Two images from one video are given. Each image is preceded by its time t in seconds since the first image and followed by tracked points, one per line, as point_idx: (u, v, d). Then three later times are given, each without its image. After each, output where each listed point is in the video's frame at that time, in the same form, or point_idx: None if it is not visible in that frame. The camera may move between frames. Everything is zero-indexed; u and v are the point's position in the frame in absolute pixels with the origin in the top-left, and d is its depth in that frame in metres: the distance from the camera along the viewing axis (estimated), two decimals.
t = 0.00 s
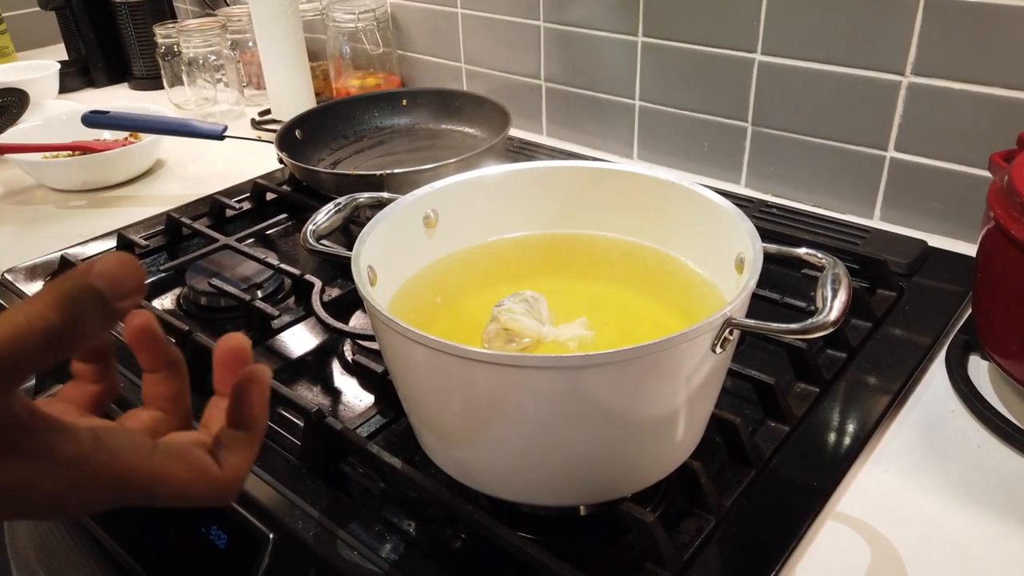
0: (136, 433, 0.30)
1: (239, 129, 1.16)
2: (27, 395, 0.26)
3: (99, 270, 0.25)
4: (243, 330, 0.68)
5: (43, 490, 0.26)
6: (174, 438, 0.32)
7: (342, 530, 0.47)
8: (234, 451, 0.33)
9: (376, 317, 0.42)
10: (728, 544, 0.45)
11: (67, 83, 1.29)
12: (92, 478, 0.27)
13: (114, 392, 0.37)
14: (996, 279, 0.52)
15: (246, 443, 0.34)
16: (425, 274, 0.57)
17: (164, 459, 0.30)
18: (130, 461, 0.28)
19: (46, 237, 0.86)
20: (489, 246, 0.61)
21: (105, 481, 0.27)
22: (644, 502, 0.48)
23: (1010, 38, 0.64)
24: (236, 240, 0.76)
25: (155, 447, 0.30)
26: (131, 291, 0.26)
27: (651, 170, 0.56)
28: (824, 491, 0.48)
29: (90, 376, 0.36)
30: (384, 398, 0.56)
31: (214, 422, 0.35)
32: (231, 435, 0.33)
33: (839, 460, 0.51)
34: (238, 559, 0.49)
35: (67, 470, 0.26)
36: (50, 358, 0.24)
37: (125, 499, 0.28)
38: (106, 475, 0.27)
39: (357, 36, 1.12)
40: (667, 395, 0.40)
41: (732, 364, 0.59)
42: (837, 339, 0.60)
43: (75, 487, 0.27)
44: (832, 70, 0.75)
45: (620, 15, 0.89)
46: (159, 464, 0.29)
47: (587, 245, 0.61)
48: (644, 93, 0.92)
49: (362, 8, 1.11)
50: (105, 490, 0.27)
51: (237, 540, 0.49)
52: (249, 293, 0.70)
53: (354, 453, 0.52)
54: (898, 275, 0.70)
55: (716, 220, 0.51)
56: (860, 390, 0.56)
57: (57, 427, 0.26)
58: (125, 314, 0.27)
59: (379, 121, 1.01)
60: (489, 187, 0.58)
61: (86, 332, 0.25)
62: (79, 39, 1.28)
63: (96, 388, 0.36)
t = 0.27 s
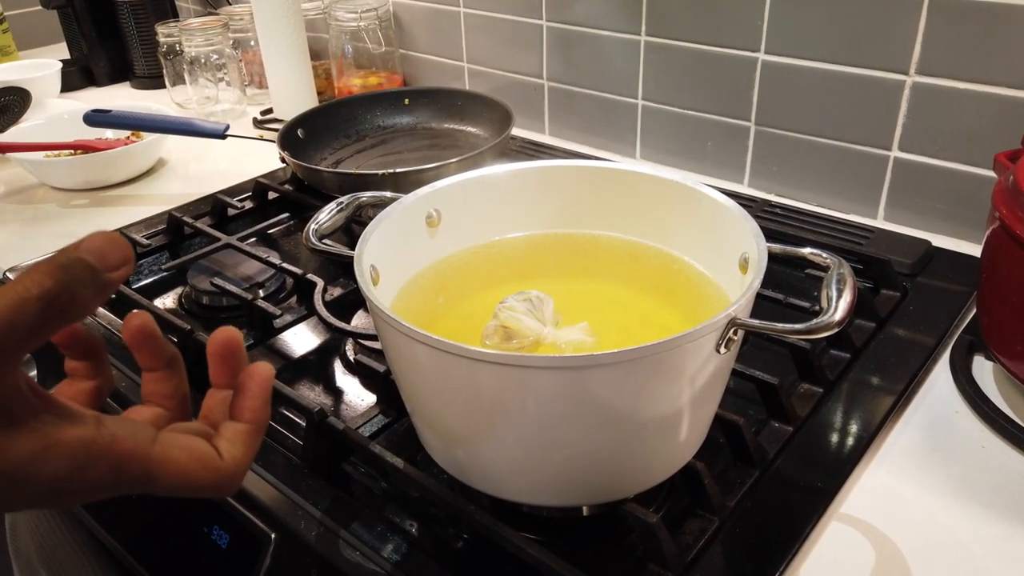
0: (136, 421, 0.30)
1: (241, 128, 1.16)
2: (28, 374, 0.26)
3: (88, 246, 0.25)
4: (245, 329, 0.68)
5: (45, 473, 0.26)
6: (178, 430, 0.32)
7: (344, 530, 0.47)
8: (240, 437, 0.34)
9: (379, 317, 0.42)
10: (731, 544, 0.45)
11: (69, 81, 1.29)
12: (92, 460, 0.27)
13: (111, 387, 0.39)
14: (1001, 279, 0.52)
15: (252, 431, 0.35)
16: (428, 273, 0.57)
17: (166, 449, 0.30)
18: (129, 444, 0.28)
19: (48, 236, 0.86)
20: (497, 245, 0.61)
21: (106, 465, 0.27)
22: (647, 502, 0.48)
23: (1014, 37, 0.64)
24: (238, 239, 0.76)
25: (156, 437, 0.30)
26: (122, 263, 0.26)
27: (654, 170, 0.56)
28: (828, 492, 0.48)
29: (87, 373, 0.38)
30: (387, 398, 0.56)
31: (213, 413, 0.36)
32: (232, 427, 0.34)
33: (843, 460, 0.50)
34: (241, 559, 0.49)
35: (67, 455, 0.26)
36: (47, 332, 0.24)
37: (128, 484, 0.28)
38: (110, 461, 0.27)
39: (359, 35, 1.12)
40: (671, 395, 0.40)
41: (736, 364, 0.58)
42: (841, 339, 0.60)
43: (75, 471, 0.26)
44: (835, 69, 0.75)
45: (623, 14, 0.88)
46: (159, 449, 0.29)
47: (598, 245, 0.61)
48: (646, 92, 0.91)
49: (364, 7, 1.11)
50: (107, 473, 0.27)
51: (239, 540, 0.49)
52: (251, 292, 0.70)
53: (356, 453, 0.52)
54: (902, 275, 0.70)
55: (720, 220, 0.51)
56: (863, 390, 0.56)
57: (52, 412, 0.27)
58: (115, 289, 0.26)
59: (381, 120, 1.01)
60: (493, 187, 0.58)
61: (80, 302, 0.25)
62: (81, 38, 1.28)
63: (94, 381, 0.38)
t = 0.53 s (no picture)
0: (145, 427, 0.30)
1: (242, 128, 1.16)
2: (37, 376, 0.26)
3: (100, 251, 0.25)
4: (247, 329, 0.68)
5: (51, 475, 0.26)
6: (186, 437, 0.33)
7: (345, 530, 0.47)
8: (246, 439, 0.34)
9: (380, 317, 0.42)
10: (732, 545, 0.45)
11: (72, 81, 1.29)
12: (98, 464, 0.27)
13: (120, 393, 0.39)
14: (1003, 280, 0.52)
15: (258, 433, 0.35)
16: (430, 274, 0.57)
17: (173, 454, 0.30)
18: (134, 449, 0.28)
19: (50, 236, 0.86)
20: (503, 245, 0.61)
21: (112, 470, 0.27)
22: (648, 503, 0.48)
23: (1016, 38, 0.64)
24: (240, 239, 0.76)
25: (163, 442, 0.30)
26: (132, 268, 0.26)
27: (656, 170, 0.56)
28: (829, 493, 0.48)
29: (96, 381, 0.38)
30: (388, 398, 0.56)
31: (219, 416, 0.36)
32: (239, 433, 0.34)
33: (845, 461, 0.50)
34: (242, 558, 0.48)
35: (75, 457, 0.26)
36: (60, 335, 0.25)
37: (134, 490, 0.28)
38: (115, 465, 0.27)
39: (360, 35, 1.12)
40: (673, 395, 0.40)
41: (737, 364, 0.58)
42: (843, 339, 0.60)
43: (81, 475, 0.26)
44: (837, 69, 0.75)
45: (624, 14, 0.88)
46: (166, 454, 0.29)
47: (603, 247, 0.61)
48: (648, 92, 0.91)
49: (366, 7, 1.11)
50: (113, 478, 0.27)
51: (241, 539, 0.49)
52: (253, 292, 0.70)
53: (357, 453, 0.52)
54: (904, 275, 0.70)
55: (721, 220, 0.51)
56: (865, 390, 0.56)
57: (57, 415, 0.27)
58: (125, 295, 0.26)
59: (382, 120, 1.01)
60: (495, 187, 0.58)
61: (92, 303, 0.25)
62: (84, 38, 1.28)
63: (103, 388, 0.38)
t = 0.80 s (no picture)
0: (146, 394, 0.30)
1: (243, 128, 1.16)
2: (26, 342, 0.27)
3: (88, 213, 0.27)
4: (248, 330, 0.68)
5: (44, 438, 0.26)
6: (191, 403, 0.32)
7: (345, 532, 0.47)
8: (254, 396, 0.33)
9: (380, 319, 0.41)
10: (733, 547, 0.45)
11: (73, 81, 1.29)
12: (90, 426, 0.27)
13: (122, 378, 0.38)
14: (1004, 283, 0.52)
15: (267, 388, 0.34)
16: (431, 275, 0.57)
17: (173, 419, 0.30)
18: (124, 410, 0.28)
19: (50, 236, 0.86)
20: (507, 246, 0.61)
21: (105, 433, 0.27)
22: (648, 505, 0.48)
23: (1018, 39, 0.64)
24: (240, 240, 0.76)
25: (162, 408, 0.30)
26: (122, 228, 0.28)
27: (657, 172, 0.56)
28: (829, 495, 0.48)
29: (98, 365, 0.38)
30: (388, 400, 0.56)
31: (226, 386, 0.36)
32: (245, 396, 0.33)
33: (846, 464, 0.50)
34: (242, 560, 0.48)
35: (65, 419, 0.26)
36: (46, 292, 0.26)
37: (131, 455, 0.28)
38: (107, 429, 0.27)
39: (362, 35, 1.12)
40: (673, 397, 0.39)
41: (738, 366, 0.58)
42: (844, 341, 0.60)
43: (78, 438, 0.27)
44: (839, 70, 0.75)
45: (625, 15, 0.88)
46: (166, 419, 0.29)
47: (611, 248, 0.60)
48: (650, 92, 0.91)
49: (367, 7, 1.11)
50: (108, 442, 0.27)
51: (241, 541, 0.49)
52: (253, 293, 0.70)
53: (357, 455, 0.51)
54: (906, 277, 0.69)
55: (723, 222, 0.51)
56: (866, 393, 0.56)
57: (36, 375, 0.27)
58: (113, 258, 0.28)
59: (384, 121, 1.01)
60: (495, 188, 0.58)
61: (83, 260, 0.26)
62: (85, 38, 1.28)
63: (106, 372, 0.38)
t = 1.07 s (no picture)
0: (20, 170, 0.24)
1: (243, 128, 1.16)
2: None
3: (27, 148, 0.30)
4: (247, 330, 0.68)
5: None
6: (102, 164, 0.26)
7: (344, 532, 0.47)
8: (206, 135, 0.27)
9: (378, 319, 0.41)
10: (731, 548, 0.45)
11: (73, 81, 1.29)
12: None
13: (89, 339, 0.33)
14: (1003, 283, 0.52)
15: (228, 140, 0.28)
16: (429, 275, 0.57)
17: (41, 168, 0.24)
18: (18, 169, 0.23)
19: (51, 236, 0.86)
20: (506, 247, 0.61)
21: None
22: (646, 506, 0.48)
23: (1017, 39, 0.64)
24: (240, 240, 0.76)
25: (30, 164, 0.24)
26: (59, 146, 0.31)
27: (656, 172, 0.56)
28: (828, 496, 0.48)
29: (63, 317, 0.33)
30: (387, 399, 0.56)
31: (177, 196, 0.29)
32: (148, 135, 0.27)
33: (844, 464, 0.50)
34: (241, 560, 0.48)
35: None
36: None
37: None
38: None
39: (362, 34, 1.13)
40: (671, 398, 0.40)
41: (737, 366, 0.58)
42: (843, 342, 0.60)
43: None
44: (838, 70, 0.75)
45: (625, 15, 0.88)
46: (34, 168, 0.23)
47: (612, 249, 0.60)
48: (649, 92, 0.91)
49: (368, 7, 1.11)
50: None
51: (240, 541, 0.49)
52: (253, 293, 0.70)
53: (356, 455, 0.51)
54: (905, 277, 0.69)
55: (721, 222, 0.51)
56: (864, 393, 0.56)
57: None
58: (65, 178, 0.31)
59: (383, 121, 1.01)
60: (494, 188, 0.58)
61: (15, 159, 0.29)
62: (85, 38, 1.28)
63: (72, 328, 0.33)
